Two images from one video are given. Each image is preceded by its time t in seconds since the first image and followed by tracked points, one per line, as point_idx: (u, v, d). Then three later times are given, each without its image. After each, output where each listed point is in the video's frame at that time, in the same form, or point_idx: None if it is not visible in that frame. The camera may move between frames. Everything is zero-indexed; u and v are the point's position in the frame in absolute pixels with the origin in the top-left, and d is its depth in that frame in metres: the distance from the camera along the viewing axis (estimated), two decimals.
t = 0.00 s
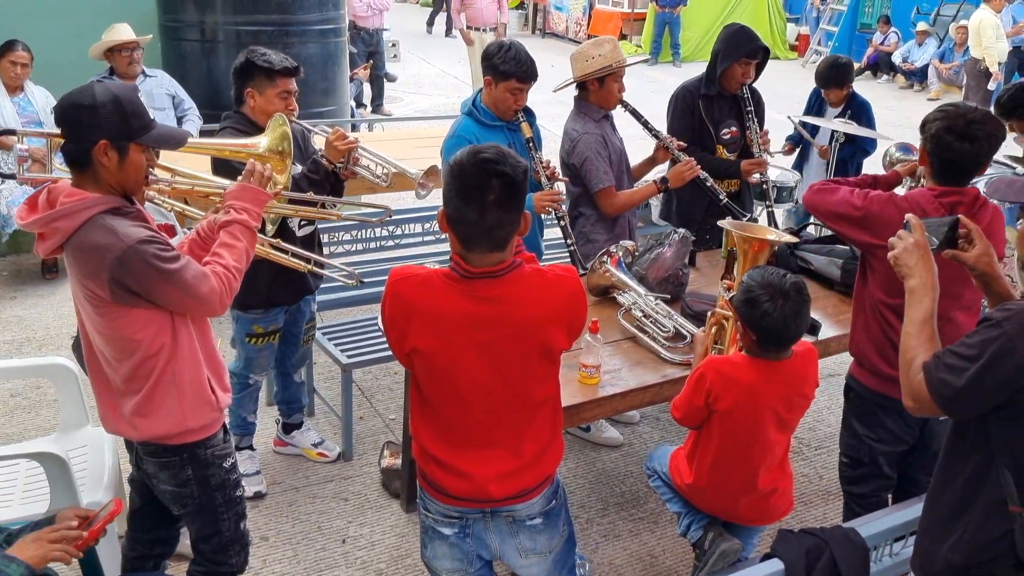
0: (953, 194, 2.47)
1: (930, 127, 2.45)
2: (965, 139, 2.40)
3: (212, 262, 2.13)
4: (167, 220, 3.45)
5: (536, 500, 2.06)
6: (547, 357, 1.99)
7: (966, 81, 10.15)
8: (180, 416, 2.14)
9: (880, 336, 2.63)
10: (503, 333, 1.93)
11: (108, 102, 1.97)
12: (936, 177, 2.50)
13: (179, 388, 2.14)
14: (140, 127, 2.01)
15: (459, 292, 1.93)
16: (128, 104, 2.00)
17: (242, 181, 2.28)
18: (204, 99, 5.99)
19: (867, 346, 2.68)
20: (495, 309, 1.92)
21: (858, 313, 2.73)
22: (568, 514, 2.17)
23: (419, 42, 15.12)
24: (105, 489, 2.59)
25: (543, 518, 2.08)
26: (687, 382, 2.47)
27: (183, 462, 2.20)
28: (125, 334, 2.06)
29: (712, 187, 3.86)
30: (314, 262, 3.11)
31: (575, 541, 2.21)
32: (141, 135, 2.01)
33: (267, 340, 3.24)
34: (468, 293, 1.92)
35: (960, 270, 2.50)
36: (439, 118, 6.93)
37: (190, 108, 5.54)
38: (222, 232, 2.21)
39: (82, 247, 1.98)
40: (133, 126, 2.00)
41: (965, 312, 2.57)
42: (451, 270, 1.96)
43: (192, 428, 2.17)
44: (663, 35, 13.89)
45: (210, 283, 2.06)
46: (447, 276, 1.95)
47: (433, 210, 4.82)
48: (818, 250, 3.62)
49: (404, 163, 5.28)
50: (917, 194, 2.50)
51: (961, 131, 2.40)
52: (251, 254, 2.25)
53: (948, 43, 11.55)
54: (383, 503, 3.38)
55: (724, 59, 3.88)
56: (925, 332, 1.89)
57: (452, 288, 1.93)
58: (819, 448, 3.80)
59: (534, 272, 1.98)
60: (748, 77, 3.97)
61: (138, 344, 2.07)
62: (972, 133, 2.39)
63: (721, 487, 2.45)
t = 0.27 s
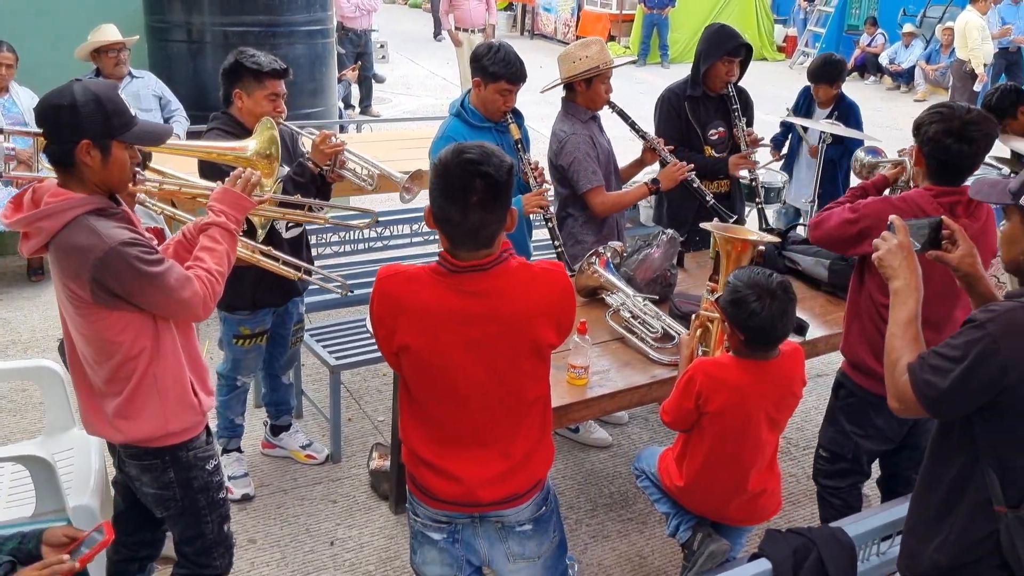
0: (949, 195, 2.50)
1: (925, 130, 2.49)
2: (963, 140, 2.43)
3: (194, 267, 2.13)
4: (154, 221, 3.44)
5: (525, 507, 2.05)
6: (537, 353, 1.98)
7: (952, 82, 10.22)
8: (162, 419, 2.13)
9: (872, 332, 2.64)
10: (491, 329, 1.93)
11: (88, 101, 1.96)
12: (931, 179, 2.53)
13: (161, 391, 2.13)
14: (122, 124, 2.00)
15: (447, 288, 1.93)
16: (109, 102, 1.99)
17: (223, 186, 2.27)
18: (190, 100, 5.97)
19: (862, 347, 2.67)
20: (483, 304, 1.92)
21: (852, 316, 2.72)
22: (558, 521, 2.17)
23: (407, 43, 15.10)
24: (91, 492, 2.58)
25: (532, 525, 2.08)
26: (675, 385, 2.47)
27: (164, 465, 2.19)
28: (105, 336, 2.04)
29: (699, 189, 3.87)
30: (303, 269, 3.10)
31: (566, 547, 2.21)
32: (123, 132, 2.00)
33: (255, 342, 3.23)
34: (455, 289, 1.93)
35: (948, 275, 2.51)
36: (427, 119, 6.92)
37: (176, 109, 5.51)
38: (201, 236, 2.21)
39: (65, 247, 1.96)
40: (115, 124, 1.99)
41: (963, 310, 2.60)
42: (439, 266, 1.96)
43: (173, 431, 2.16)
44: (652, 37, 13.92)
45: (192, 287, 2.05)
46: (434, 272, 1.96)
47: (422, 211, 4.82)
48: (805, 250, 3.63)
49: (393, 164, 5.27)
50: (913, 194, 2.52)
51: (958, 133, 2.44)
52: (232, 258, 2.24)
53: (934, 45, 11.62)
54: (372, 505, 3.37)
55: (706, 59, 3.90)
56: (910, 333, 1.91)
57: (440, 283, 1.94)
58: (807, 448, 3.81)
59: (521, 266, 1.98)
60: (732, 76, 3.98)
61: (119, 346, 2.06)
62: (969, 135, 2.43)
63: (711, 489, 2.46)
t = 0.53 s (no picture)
0: (939, 193, 2.51)
1: (915, 128, 2.50)
2: (955, 135, 2.45)
3: (170, 283, 2.12)
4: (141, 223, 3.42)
5: (518, 510, 2.05)
6: (527, 350, 1.97)
7: (939, 83, 10.28)
8: (140, 425, 2.12)
9: (862, 330, 2.64)
10: (480, 326, 1.92)
11: (69, 100, 1.95)
12: (923, 177, 2.53)
13: (137, 397, 2.11)
14: (105, 121, 1.98)
15: (436, 285, 1.92)
16: (90, 100, 1.98)
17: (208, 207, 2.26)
18: (178, 101, 5.94)
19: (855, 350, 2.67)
20: (471, 301, 1.92)
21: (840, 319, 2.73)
22: (550, 524, 2.16)
23: (396, 44, 15.07)
24: (78, 496, 2.56)
25: (525, 526, 2.07)
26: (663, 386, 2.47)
27: (141, 469, 2.17)
28: (78, 339, 2.02)
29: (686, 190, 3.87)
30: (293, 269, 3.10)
31: (556, 550, 2.21)
32: (106, 129, 1.99)
33: (240, 343, 3.21)
34: (441, 286, 1.92)
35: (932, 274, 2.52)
36: (416, 119, 6.91)
37: (164, 110, 5.48)
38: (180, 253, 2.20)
39: (45, 246, 1.94)
40: (98, 121, 1.97)
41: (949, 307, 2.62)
42: (427, 264, 1.95)
43: (151, 437, 2.14)
44: (641, 37, 13.95)
45: (166, 302, 2.03)
46: (421, 270, 1.95)
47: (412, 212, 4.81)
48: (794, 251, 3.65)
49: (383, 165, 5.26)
50: (904, 194, 2.53)
51: (948, 129, 2.45)
52: (208, 278, 2.23)
53: (922, 46, 11.68)
54: (361, 507, 3.36)
55: (689, 61, 3.91)
56: (898, 334, 1.92)
57: (428, 281, 1.93)
58: (796, 448, 3.83)
59: (509, 263, 1.98)
60: (717, 77, 3.98)
61: (90, 350, 2.03)
62: (960, 128, 2.45)
63: (700, 491, 2.46)
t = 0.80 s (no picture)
0: (922, 192, 2.52)
1: (895, 127, 2.53)
2: (935, 129, 2.47)
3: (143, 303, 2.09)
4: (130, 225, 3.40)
5: (517, 510, 2.05)
6: (530, 349, 1.98)
7: (927, 84, 10.33)
8: (119, 429, 2.10)
9: (845, 331, 2.66)
10: (484, 323, 1.92)
11: (51, 99, 1.95)
12: (906, 176, 2.54)
13: (116, 401, 2.09)
14: (90, 116, 1.97)
15: (440, 281, 1.92)
16: (72, 97, 1.97)
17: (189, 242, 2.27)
18: (167, 101, 5.91)
19: (841, 353, 2.69)
20: (475, 297, 1.91)
21: (826, 323, 2.75)
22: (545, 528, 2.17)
23: (387, 44, 15.06)
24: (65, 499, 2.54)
25: (519, 532, 2.08)
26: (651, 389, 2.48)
27: (123, 472, 2.16)
28: (54, 341, 1.99)
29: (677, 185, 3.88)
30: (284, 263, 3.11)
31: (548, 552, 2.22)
32: (91, 124, 1.98)
33: (231, 346, 3.20)
34: (446, 284, 1.91)
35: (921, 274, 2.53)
36: (406, 120, 6.90)
37: (152, 111, 5.44)
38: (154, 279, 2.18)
39: (34, 240, 1.93)
40: (82, 117, 1.96)
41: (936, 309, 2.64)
42: (431, 260, 1.94)
43: (130, 442, 2.12)
44: (631, 38, 13.97)
45: (135, 322, 1.98)
46: (426, 267, 1.94)
47: (402, 212, 4.80)
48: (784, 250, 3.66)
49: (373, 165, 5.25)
50: (887, 195, 2.54)
51: (928, 124, 2.47)
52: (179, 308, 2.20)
53: (910, 47, 11.74)
54: (352, 509, 3.35)
55: (674, 61, 3.93)
56: (885, 335, 1.93)
57: (433, 278, 1.92)
58: (786, 448, 3.83)
59: (513, 261, 1.98)
60: (703, 76, 4.00)
61: (65, 352, 2.00)
62: (937, 123, 2.47)
63: (689, 492, 2.46)
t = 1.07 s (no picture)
0: (909, 192, 2.52)
1: (879, 126, 2.55)
2: (918, 127, 2.49)
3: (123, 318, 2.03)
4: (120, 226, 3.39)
5: (518, 506, 2.06)
6: (543, 344, 1.98)
7: (919, 84, 10.36)
8: (106, 429, 2.08)
9: (836, 333, 2.66)
10: (502, 314, 1.91)
11: (59, 103, 1.94)
12: (894, 176, 2.54)
13: (103, 402, 2.07)
14: (96, 121, 1.97)
15: (460, 269, 1.91)
16: (79, 101, 1.95)
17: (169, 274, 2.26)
18: (158, 102, 5.89)
19: (829, 353, 2.70)
20: (495, 287, 1.91)
21: (817, 326, 2.75)
22: (546, 529, 2.18)
23: (379, 45, 15.06)
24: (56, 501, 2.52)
25: (523, 529, 2.09)
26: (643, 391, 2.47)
27: (112, 475, 2.15)
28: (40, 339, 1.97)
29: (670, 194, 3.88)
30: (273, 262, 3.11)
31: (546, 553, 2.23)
32: (98, 129, 1.97)
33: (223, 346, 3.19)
34: (469, 272, 1.91)
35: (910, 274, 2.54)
36: (399, 120, 6.89)
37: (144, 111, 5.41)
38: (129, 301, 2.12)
39: (28, 234, 1.91)
40: (88, 122, 1.96)
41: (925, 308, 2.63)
42: (452, 248, 1.94)
43: (117, 443, 2.11)
44: (623, 38, 13.98)
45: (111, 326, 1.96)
46: (446, 254, 1.93)
47: (394, 213, 4.80)
48: (777, 251, 3.66)
49: (366, 166, 5.24)
50: (873, 196, 2.54)
51: (910, 123, 2.49)
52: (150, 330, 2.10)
53: (902, 47, 11.77)
54: (345, 510, 3.33)
55: (663, 61, 3.94)
56: (876, 334, 1.93)
57: (453, 265, 1.91)
58: (780, 448, 3.84)
59: (531, 254, 1.98)
60: (694, 77, 4.01)
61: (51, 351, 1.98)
62: (917, 121, 2.49)
63: (684, 492, 2.46)
